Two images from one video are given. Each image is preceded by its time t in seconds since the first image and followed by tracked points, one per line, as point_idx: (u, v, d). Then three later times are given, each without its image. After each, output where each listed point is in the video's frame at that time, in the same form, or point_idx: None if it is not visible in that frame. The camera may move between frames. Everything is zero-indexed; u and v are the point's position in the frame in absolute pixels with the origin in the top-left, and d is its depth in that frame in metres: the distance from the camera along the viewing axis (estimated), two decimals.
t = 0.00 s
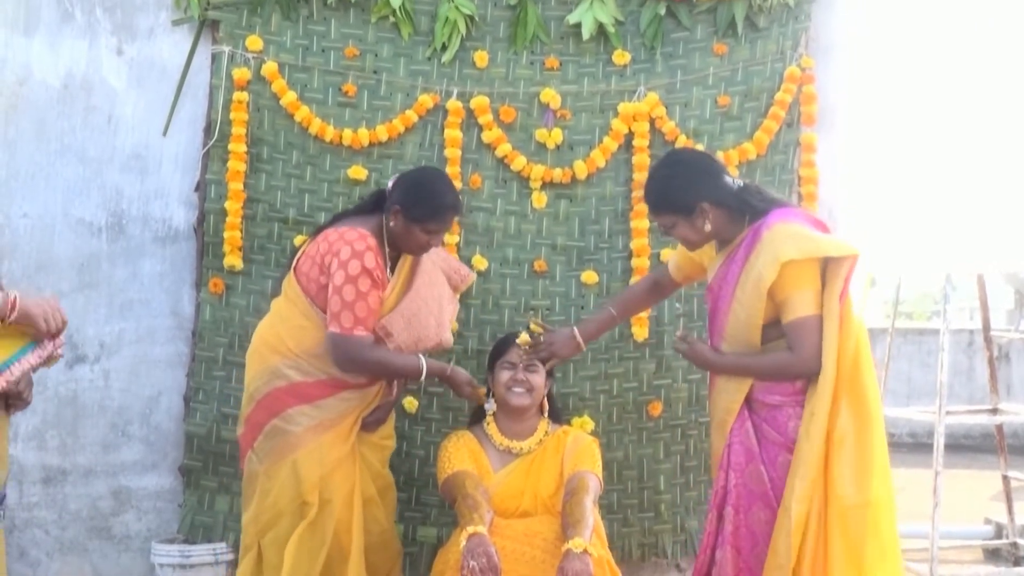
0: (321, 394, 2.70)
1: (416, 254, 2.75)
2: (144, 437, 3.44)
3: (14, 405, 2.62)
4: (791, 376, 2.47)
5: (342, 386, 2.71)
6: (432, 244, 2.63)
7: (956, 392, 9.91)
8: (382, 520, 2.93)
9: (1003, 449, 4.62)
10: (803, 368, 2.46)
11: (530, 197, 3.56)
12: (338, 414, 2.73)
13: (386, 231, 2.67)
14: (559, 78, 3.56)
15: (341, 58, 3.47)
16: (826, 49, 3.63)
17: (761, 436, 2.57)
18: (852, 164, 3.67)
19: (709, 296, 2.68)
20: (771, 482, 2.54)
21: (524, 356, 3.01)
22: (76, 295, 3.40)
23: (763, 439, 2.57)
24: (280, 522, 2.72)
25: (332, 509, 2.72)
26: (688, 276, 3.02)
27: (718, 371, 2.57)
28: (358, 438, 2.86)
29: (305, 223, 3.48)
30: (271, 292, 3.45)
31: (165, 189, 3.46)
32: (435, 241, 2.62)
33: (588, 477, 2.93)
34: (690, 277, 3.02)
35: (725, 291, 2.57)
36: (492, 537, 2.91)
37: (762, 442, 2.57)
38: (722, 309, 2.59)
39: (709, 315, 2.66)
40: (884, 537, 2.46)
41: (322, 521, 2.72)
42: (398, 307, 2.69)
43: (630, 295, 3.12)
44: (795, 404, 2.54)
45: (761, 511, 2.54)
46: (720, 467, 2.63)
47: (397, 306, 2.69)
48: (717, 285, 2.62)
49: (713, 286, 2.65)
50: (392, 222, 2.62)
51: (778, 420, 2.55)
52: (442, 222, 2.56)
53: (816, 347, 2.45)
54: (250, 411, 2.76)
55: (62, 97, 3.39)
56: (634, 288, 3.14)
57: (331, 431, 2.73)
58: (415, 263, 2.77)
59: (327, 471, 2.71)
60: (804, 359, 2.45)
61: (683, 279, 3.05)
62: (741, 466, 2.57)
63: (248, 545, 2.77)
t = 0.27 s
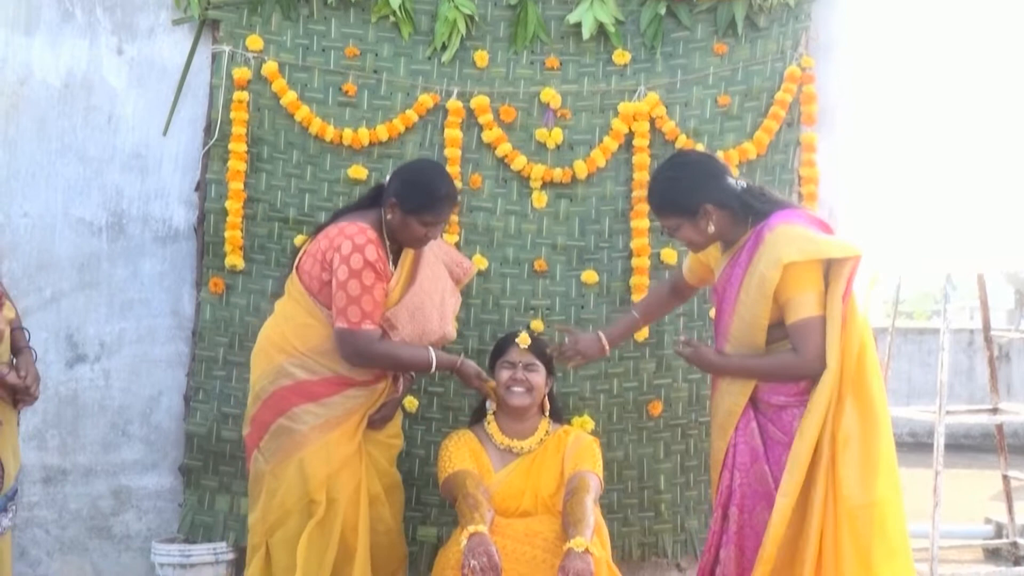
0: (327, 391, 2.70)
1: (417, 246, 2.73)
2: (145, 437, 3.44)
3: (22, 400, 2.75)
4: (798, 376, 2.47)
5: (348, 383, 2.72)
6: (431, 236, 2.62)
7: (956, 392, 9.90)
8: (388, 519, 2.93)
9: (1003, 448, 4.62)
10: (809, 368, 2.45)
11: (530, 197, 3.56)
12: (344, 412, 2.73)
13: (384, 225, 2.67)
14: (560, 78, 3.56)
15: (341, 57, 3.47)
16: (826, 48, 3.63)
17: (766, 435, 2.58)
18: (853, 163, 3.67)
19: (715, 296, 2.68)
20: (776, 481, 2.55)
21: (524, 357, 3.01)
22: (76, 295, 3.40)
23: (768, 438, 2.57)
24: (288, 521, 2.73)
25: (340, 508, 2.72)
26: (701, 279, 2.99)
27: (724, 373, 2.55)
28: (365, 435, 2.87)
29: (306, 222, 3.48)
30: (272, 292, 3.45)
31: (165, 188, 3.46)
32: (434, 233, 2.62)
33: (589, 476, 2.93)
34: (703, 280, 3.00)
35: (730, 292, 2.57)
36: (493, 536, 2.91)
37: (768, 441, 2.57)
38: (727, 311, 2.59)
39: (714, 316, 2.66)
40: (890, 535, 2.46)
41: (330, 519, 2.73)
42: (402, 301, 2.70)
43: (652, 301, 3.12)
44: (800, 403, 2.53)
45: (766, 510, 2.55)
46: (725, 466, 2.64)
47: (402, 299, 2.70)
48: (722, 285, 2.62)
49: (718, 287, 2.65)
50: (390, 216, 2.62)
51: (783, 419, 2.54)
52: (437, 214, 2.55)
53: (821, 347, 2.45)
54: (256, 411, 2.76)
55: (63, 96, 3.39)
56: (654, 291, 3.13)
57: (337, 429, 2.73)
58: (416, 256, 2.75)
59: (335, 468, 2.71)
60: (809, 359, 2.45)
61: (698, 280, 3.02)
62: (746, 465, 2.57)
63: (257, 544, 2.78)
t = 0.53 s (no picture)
0: (332, 391, 2.70)
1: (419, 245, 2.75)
2: (145, 437, 3.44)
3: (20, 402, 2.76)
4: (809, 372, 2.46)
5: (352, 382, 2.72)
6: (431, 234, 2.62)
7: (957, 392, 9.90)
8: (392, 519, 2.93)
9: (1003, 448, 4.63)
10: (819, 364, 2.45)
11: (530, 197, 3.56)
12: (350, 411, 2.74)
13: (385, 224, 2.67)
14: (560, 78, 3.56)
15: (342, 57, 3.47)
16: (826, 48, 3.63)
17: (775, 433, 2.58)
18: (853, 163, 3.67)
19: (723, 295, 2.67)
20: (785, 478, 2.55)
21: (524, 355, 3.02)
22: (76, 294, 3.40)
23: (777, 436, 2.57)
24: (294, 520, 2.73)
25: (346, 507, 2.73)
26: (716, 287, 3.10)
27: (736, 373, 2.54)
28: (372, 433, 2.89)
29: (306, 222, 3.48)
30: (272, 292, 3.45)
31: (165, 188, 3.46)
32: (434, 231, 2.62)
33: (590, 476, 2.93)
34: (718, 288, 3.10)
35: (739, 290, 2.56)
36: (494, 536, 2.91)
37: (777, 439, 2.57)
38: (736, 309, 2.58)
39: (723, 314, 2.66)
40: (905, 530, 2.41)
41: (336, 518, 2.73)
42: (405, 299, 2.69)
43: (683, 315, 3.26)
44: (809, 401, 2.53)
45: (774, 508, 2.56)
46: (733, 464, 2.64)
47: (404, 297, 2.70)
48: (731, 283, 2.61)
49: (727, 285, 2.64)
50: (390, 215, 2.62)
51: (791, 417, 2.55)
52: (437, 213, 2.55)
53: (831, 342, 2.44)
54: (261, 412, 2.75)
55: (63, 96, 3.39)
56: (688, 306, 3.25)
57: (342, 428, 2.73)
58: (418, 254, 2.76)
59: (340, 468, 2.72)
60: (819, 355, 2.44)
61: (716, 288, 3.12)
62: (755, 463, 2.58)
63: (262, 544, 2.77)
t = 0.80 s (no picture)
0: (332, 391, 2.70)
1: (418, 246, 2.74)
2: (145, 437, 3.44)
3: (11, 408, 2.72)
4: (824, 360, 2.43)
5: (352, 382, 2.71)
6: (429, 237, 2.62)
7: (957, 393, 9.90)
8: (392, 519, 2.93)
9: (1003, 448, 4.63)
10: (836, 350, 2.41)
11: (530, 197, 3.56)
12: (350, 412, 2.73)
13: (384, 225, 2.67)
14: (560, 78, 3.56)
15: (342, 57, 3.47)
16: (826, 48, 3.63)
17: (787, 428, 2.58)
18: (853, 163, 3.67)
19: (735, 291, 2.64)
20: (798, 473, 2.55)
21: (523, 352, 3.03)
22: (76, 294, 3.40)
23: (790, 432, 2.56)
24: (294, 519, 2.73)
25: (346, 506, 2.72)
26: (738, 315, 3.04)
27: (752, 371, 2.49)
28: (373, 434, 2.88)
29: (306, 222, 3.48)
30: (272, 292, 3.45)
31: (165, 188, 3.46)
32: (432, 233, 2.62)
33: (589, 476, 2.92)
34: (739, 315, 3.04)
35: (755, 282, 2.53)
36: (493, 535, 2.91)
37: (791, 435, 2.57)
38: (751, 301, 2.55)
39: (736, 309, 2.63)
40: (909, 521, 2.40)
41: (336, 518, 2.73)
42: (404, 300, 2.70)
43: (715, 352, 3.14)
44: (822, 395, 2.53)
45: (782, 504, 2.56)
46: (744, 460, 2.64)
47: (403, 298, 2.70)
48: (745, 277, 2.59)
49: (739, 279, 2.62)
50: (389, 216, 2.62)
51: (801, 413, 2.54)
52: (436, 216, 2.55)
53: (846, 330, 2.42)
54: (263, 412, 2.76)
55: (63, 96, 3.39)
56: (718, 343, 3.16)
57: (343, 428, 2.73)
58: (418, 256, 2.76)
59: (341, 468, 2.71)
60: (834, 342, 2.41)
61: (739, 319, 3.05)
62: (769, 457, 2.58)
63: (262, 543, 2.77)
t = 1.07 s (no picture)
0: (330, 394, 2.70)
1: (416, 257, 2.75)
2: (145, 437, 3.44)
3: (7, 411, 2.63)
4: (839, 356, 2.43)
5: (349, 386, 2.71)
6: (424, 252, 2.63)
7: (957, 393, 9.90)
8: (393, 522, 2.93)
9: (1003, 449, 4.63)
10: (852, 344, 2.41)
11: (530, 197, 3.56)
12: (349, 415, 2.74)
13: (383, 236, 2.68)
14: (560, 78, 3.56)
15: (342, 58, 3.47)
16: (826, 48, 3.63)
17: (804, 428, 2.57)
18: (853, 164, 3.67)
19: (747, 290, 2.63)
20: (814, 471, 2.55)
21: (521, 353, 3.03)
22: (76, 294, 3.40)
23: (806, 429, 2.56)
24: (292, 521, 2.73)
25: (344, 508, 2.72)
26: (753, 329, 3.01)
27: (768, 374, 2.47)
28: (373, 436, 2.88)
29: (306, 223, 3.48)
30: (272, 292, 3.45)
31: (166, 189, 3.46)
32: (428, 248, 2.62)
33: (589, 477, 2.92)
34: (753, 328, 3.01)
35: (769, 278, 2.52)
36: (493, 536, 2.91)
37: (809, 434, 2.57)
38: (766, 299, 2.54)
39: (748, 308, 2.61)
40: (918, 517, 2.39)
41: (335, 520, 2.73)
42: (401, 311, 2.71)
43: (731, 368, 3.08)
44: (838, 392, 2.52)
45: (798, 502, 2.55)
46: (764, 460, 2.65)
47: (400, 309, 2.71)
48: (758, 275, 2.58)
49: (751, 278, 2.61)
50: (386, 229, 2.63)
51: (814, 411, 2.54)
52: (432, 233, 2.56)
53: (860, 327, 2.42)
54: (262, 413, 2.76)
55: (63, 96, 3.39)
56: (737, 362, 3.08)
57: (342, 431, 2.73)
58: (416, 268, 2.77)
59: (339, 470, 2.71)
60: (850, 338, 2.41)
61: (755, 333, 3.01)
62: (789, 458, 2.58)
63: (261, 544, 2.78)
